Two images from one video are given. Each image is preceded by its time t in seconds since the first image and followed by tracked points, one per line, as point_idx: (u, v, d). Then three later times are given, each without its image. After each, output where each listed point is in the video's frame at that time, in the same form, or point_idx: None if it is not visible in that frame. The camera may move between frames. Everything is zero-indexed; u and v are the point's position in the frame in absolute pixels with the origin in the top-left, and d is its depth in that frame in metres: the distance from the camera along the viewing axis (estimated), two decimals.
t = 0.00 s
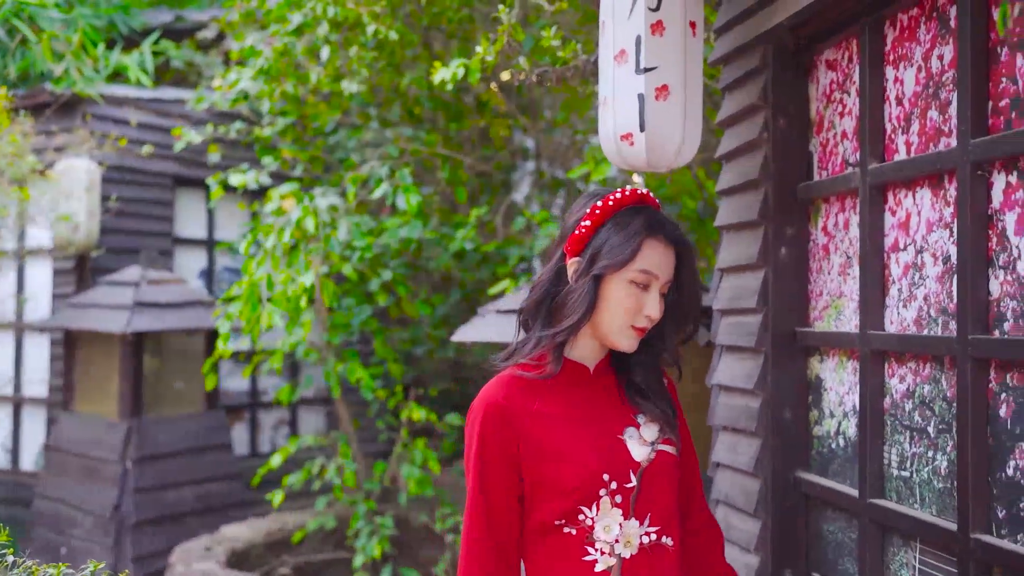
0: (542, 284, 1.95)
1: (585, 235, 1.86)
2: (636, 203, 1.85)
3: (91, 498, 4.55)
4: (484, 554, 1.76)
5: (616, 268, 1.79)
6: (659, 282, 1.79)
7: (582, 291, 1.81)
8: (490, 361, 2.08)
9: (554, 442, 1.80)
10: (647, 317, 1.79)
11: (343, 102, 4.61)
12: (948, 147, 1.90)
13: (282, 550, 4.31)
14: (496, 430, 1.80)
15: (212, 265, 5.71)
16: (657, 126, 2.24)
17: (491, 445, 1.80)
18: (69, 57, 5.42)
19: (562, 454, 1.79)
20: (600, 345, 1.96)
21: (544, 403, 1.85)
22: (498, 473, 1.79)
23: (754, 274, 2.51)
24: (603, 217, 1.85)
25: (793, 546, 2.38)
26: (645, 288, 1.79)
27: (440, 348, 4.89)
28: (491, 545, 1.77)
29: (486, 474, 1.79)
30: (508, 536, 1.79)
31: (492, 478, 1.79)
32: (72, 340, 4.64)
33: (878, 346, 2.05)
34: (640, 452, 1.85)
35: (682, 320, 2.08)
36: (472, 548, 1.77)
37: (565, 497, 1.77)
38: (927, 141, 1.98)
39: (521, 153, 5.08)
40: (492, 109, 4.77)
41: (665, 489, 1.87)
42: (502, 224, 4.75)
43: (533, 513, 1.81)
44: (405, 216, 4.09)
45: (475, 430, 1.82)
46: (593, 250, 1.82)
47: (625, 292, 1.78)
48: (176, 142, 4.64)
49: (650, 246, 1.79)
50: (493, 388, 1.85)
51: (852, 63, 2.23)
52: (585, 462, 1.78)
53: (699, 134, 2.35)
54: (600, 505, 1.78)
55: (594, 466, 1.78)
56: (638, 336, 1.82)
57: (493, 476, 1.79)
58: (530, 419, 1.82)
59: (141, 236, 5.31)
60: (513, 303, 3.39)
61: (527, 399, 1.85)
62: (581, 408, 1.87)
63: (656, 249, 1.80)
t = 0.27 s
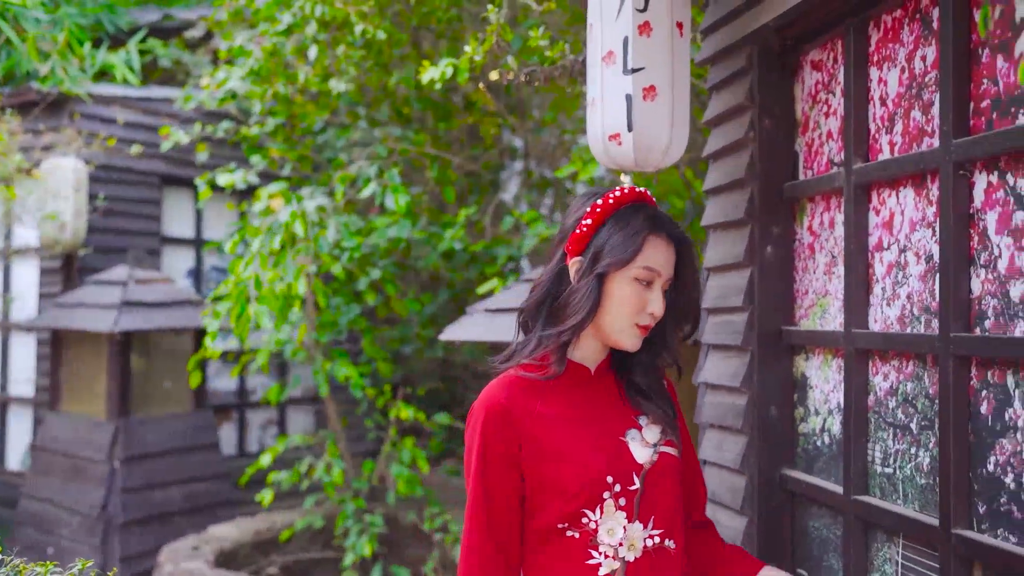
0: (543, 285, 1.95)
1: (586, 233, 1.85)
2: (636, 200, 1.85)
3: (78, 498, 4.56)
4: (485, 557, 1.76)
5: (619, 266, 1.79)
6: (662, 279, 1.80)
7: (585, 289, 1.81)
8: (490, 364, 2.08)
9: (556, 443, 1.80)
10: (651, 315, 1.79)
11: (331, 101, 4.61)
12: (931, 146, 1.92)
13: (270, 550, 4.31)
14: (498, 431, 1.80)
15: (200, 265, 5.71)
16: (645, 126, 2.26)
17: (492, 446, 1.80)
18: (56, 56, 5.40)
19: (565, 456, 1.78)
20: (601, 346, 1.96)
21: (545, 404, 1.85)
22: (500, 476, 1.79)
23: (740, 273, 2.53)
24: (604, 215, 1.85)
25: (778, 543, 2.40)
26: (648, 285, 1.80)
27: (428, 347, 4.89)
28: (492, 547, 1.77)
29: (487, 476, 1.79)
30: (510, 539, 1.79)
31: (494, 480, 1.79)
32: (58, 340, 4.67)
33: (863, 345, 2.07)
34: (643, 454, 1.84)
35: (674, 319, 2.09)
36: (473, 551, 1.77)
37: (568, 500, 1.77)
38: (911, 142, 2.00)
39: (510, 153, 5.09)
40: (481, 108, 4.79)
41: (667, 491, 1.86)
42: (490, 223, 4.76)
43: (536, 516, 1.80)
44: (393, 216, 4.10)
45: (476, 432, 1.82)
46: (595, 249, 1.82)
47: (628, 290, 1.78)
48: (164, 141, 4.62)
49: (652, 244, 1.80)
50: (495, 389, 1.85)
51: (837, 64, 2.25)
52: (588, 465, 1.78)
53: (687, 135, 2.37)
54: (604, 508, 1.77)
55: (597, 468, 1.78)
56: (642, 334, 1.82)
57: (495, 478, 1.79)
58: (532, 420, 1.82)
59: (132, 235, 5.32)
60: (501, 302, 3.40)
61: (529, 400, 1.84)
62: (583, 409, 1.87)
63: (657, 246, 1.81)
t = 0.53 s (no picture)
0: (536, 288, 1.96)
1: (579, 235, 1.87)
2: (627, 200, 1.88)
3: (61, 498, 4.57)
4: (480, 559, 1.78)
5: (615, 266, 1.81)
6: (656, 278, 1.83)
7: (582, 291, 1.82)
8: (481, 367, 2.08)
9: (552, 448, 1.81)
10: (647, 314, 1.82)
11: (317, 101, 4.62)
12: (907, 149, 1.95)
13: (255, 550, 4.31)
14: (494, 434, 1.81)
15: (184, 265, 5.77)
16: (627, 126, 2.27)
17: (489, 448, 1.81)
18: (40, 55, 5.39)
19: (561, 460, 1.80)
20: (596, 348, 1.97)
21: (541, 407, 1.86)
22: (496, 479, 1.80)
23: (720, 273, 2.56)
24: (597, 215, 1.86)
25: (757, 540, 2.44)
26: (643, 285, 1.82)
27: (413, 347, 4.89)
28: (487, 549, 1.78)
29: (483, 478, 1.80)
30: (505, 541, 1.81)
31: (490, 482, 1.80)
32: (41, 339, 4.69)
33: (841, 345, 2.09)
34: (637, 459, 1.86)
35: (661, 320, 2.11)
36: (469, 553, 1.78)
37: (563, 505, 1.79)
38: (887, 144, 2.03)
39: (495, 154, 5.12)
40: (466, 109, 4.80)
41: (661, 496, 1.89)
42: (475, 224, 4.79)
43: (531, 519, 1.82)
44: (378, 216, 4.11)
45: (473, 434, 1.83)
46: (589, 251, 1.84)
47: (625, 290, 1.81)
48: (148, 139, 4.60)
49: (644, 243, 1.83)
50: (490, 391, 1.86)
51: (816, 67, 2.28)
52: (584, 470, 1.79)
53: (668, 135, 2.38)
54: (599, 514, 1.79)
55: (593, 473, 1.79)
56: (638, 334, 1.85)
57: (490, 480, 1.80)
58: (528, 423, 1.83)
59: (114, 235, 5.38)
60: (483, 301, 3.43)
61: (525, 404, 1.85)
62: (579, 413, 1.88)
63: (650, 244, 1.84)
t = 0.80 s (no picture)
0: (527, 286, 1.97)
1: (568, 231, 1.88)
2: (614, 194, 1.89)
3: (46, 498, 4.62)
4: (469, 553, 1.79)
5: (606, 260, 1.82)
6: (647, 270, 1.85)
7: (575, 286, 1.83)
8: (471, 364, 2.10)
9: (541, 446, 1.82)
10: (640, 306, 1.83)
11: (303, 103, 4.63)
12: (884, 152, 1.98)
13: (241, 550, 4.34)
14: (482, 431, 1.82)
15: (170, 265, 5.89)
16: (609, 127, 2.30)
17: (478, 445, 1.82)
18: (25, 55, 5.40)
19: (549, 459, 1.81)
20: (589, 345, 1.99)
21: (530, 405, 1.87)
22: (485, 478, 1.82)
23: (704, 275, 2.59)
24: (585, 210, 1.88)
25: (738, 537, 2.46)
26: (634, 278, 1.84)
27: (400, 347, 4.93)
28: (476, 546, 1.79)
29: (472, 475, 1.81)
30: (493, 537, 1.82)
31: (479, 478, 1.81)
32: (26, 339, 4.71)
33: (821, 344, 2.11)
34: (626, 459, 1.86)
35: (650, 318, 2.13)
36: (457, 548, 1.80)
37: (551, 504, 1.80)
38: (865, 147, 2.05)
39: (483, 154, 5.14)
40: (452, 110, 4.81)
41: (649, 494, 1.90)
42: (462, 225, 4.82)
43: (519, 516, 1.83)
44: (364, 217, 4.13)
45: (462, 432, 1.84)
46: (580, 246, 1.85)
47: (617, 284, 1.82)
48: (134, 137, 4.60)
49: (634, 236, 1.85)
50: (480, 388, 1.87)
51: (796, 70, 2.30)
52: (572, 470, 1.80)
53: (649, 137, 2.41)
54: (587, 513, 1.80)
55: (581, 473, 1.80)
56: (632, 327, 1.86)
57: (480, 477, 1.82)
58: (517, 421, 1.84)
59: (100, 235, 5.45)
60: (468, 302, 3.45)
61: (514, 402, 1.86)
62: (569, 412, 1.88)
63: (639, 237, 1.85)
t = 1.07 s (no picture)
0: (514, 286, 1.98)
1: (553, 228, 1.90)
2: (596, 188, 1.92)
3: (32, 499, 4.64)
4: (452, 547, 1.80)
5: (593, 253, 1.84)
6: (634, 262, 1.87)
7: (563, 281, 1.85)
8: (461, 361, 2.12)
9: (526, 444, 1.84)
10: (630, 298, 1.85)
11: (289, 103, 4.66)
12: (859, 156, 2.01)
13: (227, 549, 4.37)
14: (469, 427, 1.84)
15: (156, 265, 5.93)
16: (588, 129, 2.32)
17: (464, 441, 1.84)
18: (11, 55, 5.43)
19: (534, 457, 1.83)
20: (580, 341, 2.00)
21: (517, 403, 1.89)
22: (470, 475, 1.83)
23: (683, 275, 2.62)
24: (568, 206, 1.90)
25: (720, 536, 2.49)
26: (622, 271, 1.86)
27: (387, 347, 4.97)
28: (459, 541, 1.81)
29: (458, 470, 1.83)
30: (477, 533, 1.84)
31: (464, 473, 1.83)
32: (11, 338, 4.71)
33: (798, 345, 2.14)
34: (611, 459, 1.88)
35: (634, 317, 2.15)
36: (440, 542, 1.81)
37: (535, 502, 1.82)
38: (841, 150, 2.09)
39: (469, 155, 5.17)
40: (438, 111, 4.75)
41: (635, 494, 1.92)
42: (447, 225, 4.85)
43: (503, 513, 1.85)
44: (349, 217, 4.16)
45: (449, 427, 1.86)
46: (565, 241, 1.87)
47: (606, 276, 1.84)
48: (119, 138, 4.61)
49: (619, 228, 1.87)
50: (467, 386, 1.89)
51: (774, 74, 2.34)
52: (556, 468, 1.83)
53: (628, 139, 2.43)
54: (570, 512, 1.83)
55: (565, 471, 1.83)
56: (623, 319, 1.88)
57: (465, 472, 1.83)
58: (503, 419, 1.86)
59: (85, 235, 5.46)
60: (452, 302, 3.48)
61: (501, 400, 1.88)
62: (555, 411, 1.90)
63: (624, 228, 1.88)
